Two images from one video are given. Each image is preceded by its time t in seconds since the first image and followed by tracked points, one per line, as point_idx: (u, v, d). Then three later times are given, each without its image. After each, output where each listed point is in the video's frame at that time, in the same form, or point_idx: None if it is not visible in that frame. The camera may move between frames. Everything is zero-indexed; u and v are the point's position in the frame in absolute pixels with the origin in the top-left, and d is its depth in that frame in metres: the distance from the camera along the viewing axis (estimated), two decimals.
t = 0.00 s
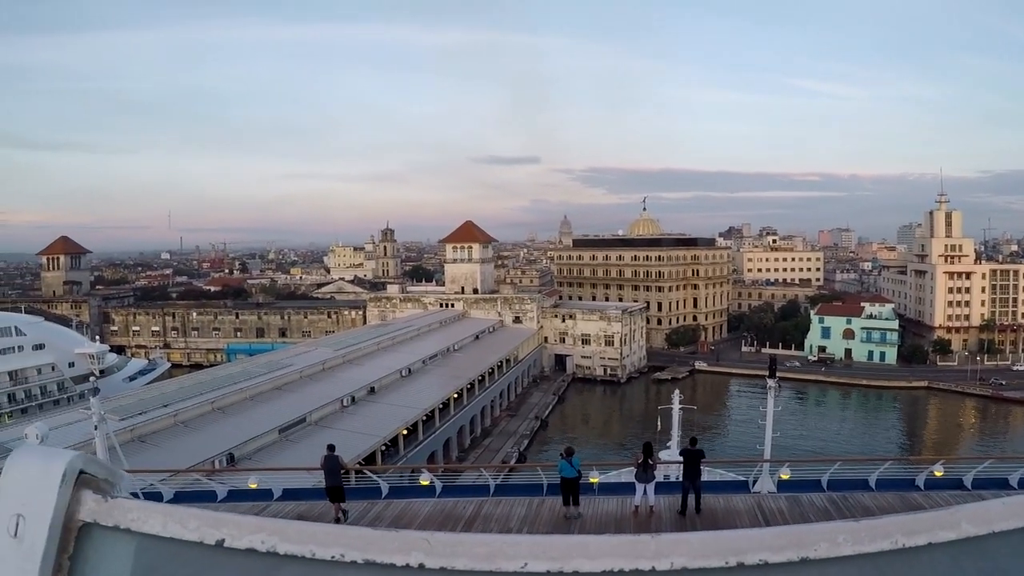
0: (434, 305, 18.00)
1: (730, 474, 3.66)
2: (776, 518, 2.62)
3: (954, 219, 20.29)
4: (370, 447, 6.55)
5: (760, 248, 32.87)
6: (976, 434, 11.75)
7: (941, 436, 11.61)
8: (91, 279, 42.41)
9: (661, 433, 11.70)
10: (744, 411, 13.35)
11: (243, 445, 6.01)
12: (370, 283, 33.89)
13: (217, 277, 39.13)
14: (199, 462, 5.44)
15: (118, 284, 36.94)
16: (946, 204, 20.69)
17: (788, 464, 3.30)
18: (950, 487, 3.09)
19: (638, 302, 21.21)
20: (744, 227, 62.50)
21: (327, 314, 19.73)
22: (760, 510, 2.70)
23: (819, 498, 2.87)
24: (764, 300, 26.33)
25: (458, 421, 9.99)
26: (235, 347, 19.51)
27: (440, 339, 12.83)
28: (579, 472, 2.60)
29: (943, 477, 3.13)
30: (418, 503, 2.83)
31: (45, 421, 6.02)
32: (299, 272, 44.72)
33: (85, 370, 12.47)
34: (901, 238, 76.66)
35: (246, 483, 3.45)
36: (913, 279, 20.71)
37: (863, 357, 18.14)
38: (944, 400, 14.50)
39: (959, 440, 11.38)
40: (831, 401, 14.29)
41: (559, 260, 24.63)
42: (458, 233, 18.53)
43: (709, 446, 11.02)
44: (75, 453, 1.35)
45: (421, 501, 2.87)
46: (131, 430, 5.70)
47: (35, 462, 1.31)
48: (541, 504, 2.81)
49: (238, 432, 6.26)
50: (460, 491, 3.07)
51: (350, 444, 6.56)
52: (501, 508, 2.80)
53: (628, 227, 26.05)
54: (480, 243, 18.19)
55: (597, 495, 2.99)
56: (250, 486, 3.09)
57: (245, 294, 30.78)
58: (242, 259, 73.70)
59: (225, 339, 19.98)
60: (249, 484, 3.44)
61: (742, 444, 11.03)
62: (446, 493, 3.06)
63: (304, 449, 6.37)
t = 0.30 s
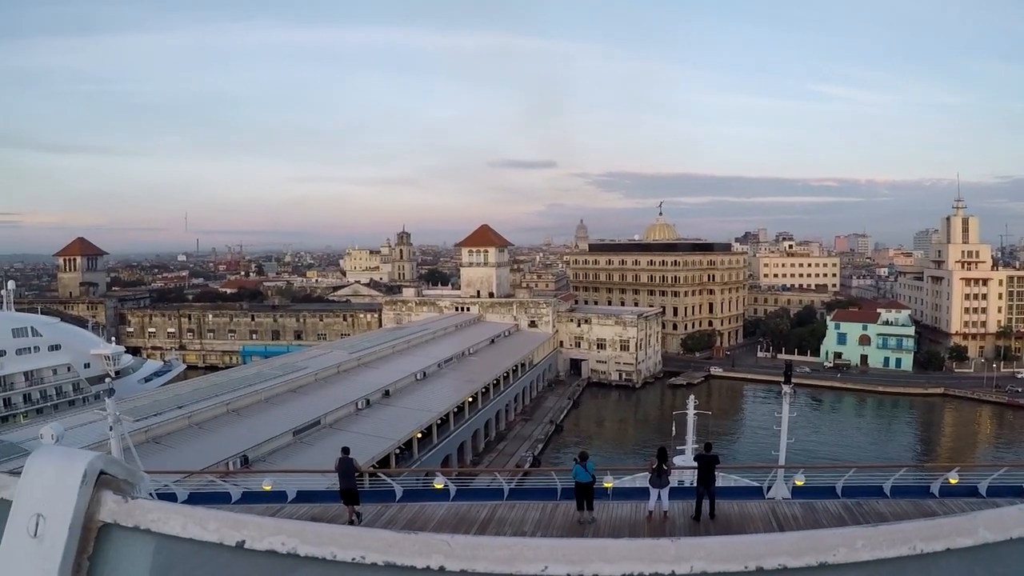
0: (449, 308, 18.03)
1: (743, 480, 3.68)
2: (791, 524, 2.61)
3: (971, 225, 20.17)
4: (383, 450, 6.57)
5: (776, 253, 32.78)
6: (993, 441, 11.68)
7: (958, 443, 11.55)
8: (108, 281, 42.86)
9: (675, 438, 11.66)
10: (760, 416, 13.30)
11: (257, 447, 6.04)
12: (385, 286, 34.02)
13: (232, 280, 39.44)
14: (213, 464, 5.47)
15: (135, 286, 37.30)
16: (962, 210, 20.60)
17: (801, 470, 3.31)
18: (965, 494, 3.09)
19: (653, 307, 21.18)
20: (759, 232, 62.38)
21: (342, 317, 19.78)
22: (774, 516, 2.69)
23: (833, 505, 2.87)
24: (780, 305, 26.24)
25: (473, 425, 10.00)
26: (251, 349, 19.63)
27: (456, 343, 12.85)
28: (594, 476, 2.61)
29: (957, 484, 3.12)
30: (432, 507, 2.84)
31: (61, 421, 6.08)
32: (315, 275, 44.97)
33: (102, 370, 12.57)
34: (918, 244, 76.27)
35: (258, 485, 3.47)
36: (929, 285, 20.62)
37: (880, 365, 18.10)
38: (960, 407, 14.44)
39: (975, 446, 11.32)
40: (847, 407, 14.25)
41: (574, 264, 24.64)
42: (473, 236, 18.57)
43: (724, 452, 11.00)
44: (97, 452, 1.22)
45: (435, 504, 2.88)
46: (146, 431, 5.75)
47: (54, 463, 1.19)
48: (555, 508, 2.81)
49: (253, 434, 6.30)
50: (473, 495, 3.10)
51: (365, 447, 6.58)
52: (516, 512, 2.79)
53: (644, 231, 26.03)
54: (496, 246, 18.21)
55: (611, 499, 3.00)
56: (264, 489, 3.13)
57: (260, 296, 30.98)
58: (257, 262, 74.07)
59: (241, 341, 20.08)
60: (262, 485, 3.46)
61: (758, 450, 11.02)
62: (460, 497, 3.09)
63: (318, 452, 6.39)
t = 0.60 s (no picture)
0: (463, 312, 18.05)
1: (756, 484, 3.69)
2: (804, 529, 2.61)
3: (986, 227, 20.03)
4: (395, 454, 6.57)
5: (790, 257, 32.64)
6: (1008, 446, 11.58)
7: (973, 448, 11.46)
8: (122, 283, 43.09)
9: (688, 443, 11.63)
10: (773, 421, 13.25)
11: (269, 450, 6.06)
12: (398, 289, 34.07)
13: (245, 283, 39.67)
14: (226, 466, 5.50)
15: (150, 288, 37.52)
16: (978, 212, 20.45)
17: (814, 474, 3.31)
18: (979, 499, 3.08)
19: (667, 311, 21.15)
20: (773, 237, 62.09)
21: (356, 321, 19.81)
22: (787, 521, 2.69)
23: (847, 510, 2.86)
24: (794, 309, 26.13)
25: (485, 429, 10.00)
26: (264, 353, 19.71)
27: (469, 347, 12.86)
28: (606, 481, 2.62)
29: (972, 489, 3.11)
30: (445, 511, 2.86)
31: (76, 423, 6.13)
32: (328, 279, 45.12)
33: (116, 373, 12.64)
34: (932, 247, 75.70)
35: (269, 487, 3.50)
36: (944, 289, 20.49)
37: (894, 369, 17.99)
38: (975, 411, 14.34)
39: (990, 452, 11.23)
40: (861, 412, 14.19)
41: (588, 268, 24.64)
42: (487, 240, 18.62)
43: (736, 456, 10.97)
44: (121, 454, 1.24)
45: (448, 508, 2.90)
46: (159, 433, 5.79)
47: (76, 468, 1.21)
48: (568, 512, 2.83)
49: (266, 437, 6.32)
50: (486, 499, 3.12)
51: (377, 451, 6.59)
52: (528, 515, 2.82)
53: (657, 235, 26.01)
54: (509, 250, 18.24)
55: (624, 503, 3.01)
56: (277, 492, 3.16)
57: (274, 300, 31.10)
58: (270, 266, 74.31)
59: (254, 344, 20.16)
60: (274, 487, 3.49)
61: (771, 454, 11.01)
62: (473, 501, 3.11)
63: (331, 455, 6.40)
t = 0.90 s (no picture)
0: (476, 316, 18.08)
1: (769, 490, 3.68)
2: (817, 536, 2.60)
3: (1001, 234, 19.87)
4: (407, 457, 6.58)
5: (804, 262, 32.50)
6: None
7: (987, 456, 11.36)
8: (137, 284, 43.38)
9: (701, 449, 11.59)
10: (786, 427, 13.18)
11: (281, 452, 6.08)
12: (411, 293, 34.15)
13: (259, 286, 39.89)
14: (238, 468, 5.51)
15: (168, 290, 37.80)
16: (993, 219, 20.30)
17: (827, 480, 3.31)
18: (993, 507, 3.05)
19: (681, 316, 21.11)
20: (787, 242, 61.87)
21: (369, 324, 19.83)
22: (800, 527, 2.68)
23: (859, 516, 2.85)
24: (808, 315, 26.01)
25: (498, 433, 10.01)
26: (277, 355, 19.79)
27: (482, 351, 12.87)
28: (619, 485, 2.62)
29: (985, 497, 3.09)
30: (456, 513, 2.87)
31: (89, 424, 6.17)
32: (342, 281, 45.25)
33: (129, 374, 12.71)
34: (947, 254, 75.18)
35: (281, 489, 3.52)
36: (959, 296, 20.36)
37: (908, 375, 17.88)
38: (990, 419, 14.22)
39: (1005, 461, 11.12)
40: (875, 418, 14.11)
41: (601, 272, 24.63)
42: (501, 244, 18.65)
43: (749, 462, 10.93)
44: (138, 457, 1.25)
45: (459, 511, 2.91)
46: (172, 435, 5.81)
47: (95, 469, 1.22)
48: (580, 517, 2.83)
49: (279, 439, 6.34)
50: (498, 503, 3.13)
51: (389, 454, 6.59)
52: (540, 519, 2.83)
53: (671, 240, 25.99)
54: (523, 254, 18.25)
55: (635, 508, 3.01)
56: (289, 494, 3.20)
57: (288, 303, 31.21)
58: (284, 268, 74.60)
59: (268, 346, 20.22)
60: (286, 489, 3.51)
61: (785, 460, 10.99)
62: (484, 504, 3.12)
63: (343, 458, 6.42)
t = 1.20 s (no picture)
0: (489, 318, 18.08)
1: (781, 494, 3.68)
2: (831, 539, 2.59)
3: (1015, 236, 19.71)
4: (419, 460, 6.58)
5: (817, 264, 32.36)
6: None
7: (1003, 460, 11.27)
8: (151, 287, 43.53)
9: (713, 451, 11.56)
10: (799, 430, 13.12)
11: (293, 454, 6.09)
12: (424, 295, 34.20)
13: (272, 289, 40.03)
14: (250, 470, 5.53)
15: (183, 293, 38.02)
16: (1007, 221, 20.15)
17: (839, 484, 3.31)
18: (1006, 511, 3.04)
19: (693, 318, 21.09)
20: (800, 244, 61.63)
21: (382, 326, 19.85)
22: (814, 531, 2.67)
23: (872, 519, 2.85)
24: (821, 317, 25.90)
25: (510, 435, 10.01)
26: (290, 357, 19.85)
27: (494, 353, 12.87)
28: (631, 489, 2.62)
29: (999, 501, 3.07)
30: (469, 516, 2.87)
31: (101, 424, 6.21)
32: (355, 284, 45.38)
33: (141, 375, 12.73)
34: (962, 256, 74.75)
35: (293, 492, 3.54)
36: (973, 298, 20.24)
37: (921, 378, 17.77)
38: (1004, 422, 14.12)
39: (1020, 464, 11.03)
40: (888, 421, 14.05)
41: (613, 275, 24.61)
42: (513, 246, 18.66)
43: (762, 465, 10.89)
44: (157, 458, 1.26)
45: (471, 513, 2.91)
46: (184, 437, 5.84)
47: (114, 469, 1.23)
48: (592, 519, 2.83)
49: (292, 441, 6.36)
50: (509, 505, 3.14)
51: (402, 457, 6.60)
52: (552, 522, 2.84)
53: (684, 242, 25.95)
54: (535, 256, 18.24)
55: (648, 511, 3.01)
56: (301, 495, 3.22)
57: (301, 305, 31.34)
58: (295, 270, 74.86)
59: (281, 348, 20.29)
60: (298, 491, 3.53)
61: (798, 463, 10.95)
62: (496, 506, 3.13)
63: (356, 460, 6.43)
